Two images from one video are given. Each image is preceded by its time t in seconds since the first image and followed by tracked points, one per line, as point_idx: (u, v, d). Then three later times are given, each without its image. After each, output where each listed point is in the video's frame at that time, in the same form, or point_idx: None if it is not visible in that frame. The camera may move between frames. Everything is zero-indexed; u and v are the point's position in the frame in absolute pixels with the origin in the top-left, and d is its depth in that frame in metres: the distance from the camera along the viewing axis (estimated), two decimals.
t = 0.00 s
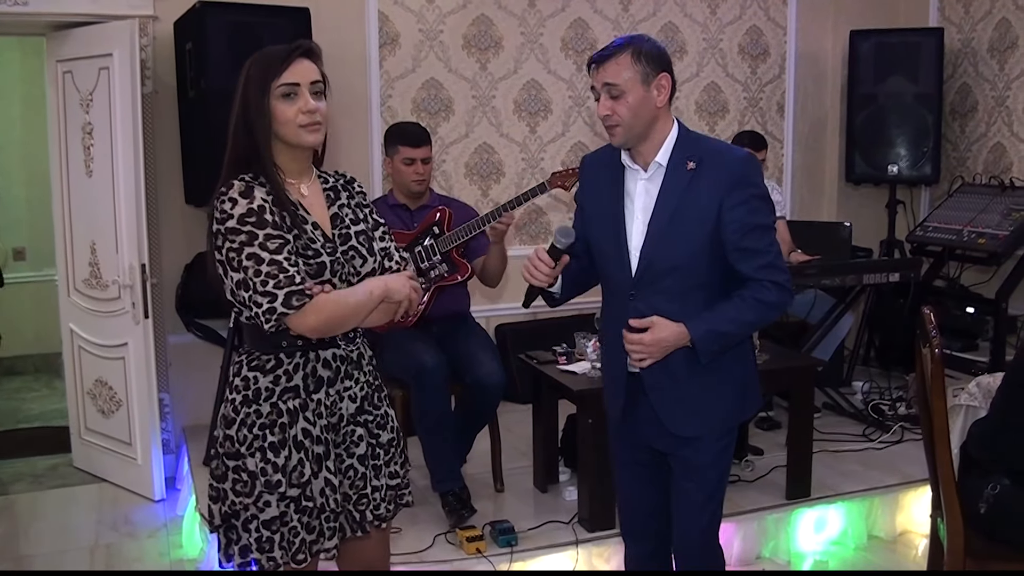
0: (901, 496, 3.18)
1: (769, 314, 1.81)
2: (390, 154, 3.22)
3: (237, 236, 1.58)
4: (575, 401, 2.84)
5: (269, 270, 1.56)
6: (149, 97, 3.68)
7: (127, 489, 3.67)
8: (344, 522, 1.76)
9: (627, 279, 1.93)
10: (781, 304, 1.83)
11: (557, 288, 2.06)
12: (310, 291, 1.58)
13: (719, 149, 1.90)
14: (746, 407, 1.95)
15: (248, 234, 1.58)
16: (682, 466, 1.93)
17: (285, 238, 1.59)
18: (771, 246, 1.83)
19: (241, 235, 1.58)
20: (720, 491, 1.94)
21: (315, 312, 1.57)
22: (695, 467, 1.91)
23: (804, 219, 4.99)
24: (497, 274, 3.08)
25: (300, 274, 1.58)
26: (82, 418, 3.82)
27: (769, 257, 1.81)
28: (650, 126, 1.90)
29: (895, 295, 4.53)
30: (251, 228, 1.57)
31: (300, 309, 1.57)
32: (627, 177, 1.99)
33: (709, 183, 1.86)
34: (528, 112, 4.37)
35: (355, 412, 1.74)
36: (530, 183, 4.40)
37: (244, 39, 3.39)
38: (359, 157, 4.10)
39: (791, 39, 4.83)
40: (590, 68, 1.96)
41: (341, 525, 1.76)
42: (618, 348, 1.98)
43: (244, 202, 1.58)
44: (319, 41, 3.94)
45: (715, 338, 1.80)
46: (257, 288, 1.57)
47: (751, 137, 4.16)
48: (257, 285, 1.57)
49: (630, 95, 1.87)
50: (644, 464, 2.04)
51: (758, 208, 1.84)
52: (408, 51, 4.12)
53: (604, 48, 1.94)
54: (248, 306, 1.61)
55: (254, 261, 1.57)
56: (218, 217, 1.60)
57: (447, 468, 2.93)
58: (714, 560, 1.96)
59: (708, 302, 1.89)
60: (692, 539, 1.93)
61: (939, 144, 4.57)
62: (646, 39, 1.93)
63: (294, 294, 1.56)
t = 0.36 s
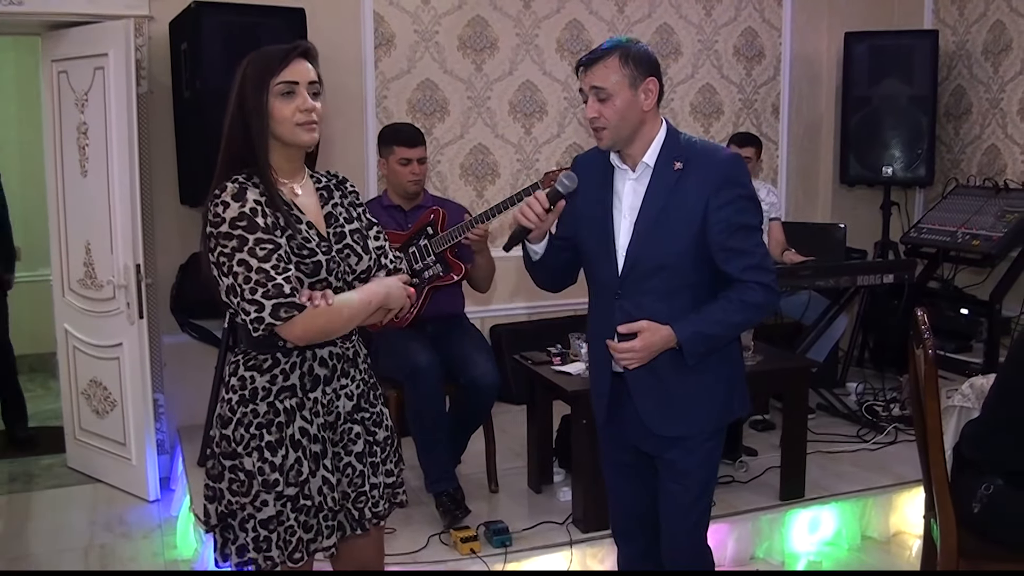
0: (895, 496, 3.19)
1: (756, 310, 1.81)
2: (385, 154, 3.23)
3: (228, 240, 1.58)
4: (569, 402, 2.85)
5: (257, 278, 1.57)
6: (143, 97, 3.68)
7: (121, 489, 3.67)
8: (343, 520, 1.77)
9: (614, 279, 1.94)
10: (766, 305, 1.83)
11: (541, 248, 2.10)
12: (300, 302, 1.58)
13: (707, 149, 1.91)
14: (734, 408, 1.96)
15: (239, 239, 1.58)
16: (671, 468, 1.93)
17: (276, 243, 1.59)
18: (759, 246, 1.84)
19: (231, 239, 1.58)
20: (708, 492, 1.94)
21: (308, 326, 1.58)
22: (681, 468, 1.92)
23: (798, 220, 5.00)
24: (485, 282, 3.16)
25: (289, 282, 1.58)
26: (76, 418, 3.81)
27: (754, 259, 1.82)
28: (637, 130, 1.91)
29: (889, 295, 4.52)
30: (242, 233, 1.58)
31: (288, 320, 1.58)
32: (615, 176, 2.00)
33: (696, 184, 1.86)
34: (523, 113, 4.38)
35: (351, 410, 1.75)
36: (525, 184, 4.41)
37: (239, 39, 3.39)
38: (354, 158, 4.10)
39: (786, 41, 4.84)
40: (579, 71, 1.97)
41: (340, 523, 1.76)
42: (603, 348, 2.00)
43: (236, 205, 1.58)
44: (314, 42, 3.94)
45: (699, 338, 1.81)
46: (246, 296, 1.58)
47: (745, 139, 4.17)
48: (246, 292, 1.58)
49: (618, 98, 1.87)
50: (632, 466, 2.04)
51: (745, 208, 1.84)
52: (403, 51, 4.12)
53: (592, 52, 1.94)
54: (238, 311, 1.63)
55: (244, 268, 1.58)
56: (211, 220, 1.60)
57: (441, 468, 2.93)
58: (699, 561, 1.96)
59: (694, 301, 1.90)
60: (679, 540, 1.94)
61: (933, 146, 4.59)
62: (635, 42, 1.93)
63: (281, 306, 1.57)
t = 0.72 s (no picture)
0: (887, 496, 3.20)
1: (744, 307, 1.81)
2: (376, 154, 3.23)
3: (221, 247, 1.59)
4: (561, 402, 2.85)
5: (250, 287, 1.58)
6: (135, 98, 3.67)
7: (114, 491, 3.66)
8: (340, 518, 1.76)
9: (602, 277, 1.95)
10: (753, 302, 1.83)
11: (532, 217, 2.09)
12: (291, 312, 1.59)
13: (696, 149, 1.91)
14: (720, 406, 1.96)
15: (233, 246, 1.58)
16: (659, 468, 1.94)
17: (270, 250, 1.59)
18: (747, 246, 1.84)
19: (225, 246, 1.58)
20: (698, 492, 1.95)
21: (298, 334, 1.60)
22: (669, 469, 1.92)
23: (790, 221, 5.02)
24: (484, 278, 3.17)
25: (281, 291, 1.59)
26: (69, 420, 3.80)
27: (743, 255, 1.82)
28: (625, 132, 1.92)
29: (882, 296, 4.54)
30: (236, 240, 1.58)
31: (280, 330, 1.59)
32: (606, 174, 2.01)
33: (683, 183, 1.87)
34: (516, 114, 4.38)
35: (349, 409, 1.75)
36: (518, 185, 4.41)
37: (232, 40, 3.38)
38: (347, 158, 4.10)
39: (778, 42, 4.85)
40: (566, 73, 1.97)
41: (337, 522, 1.76)
42: (589, 347, 2.00)
43: (230, 212, 1.58)
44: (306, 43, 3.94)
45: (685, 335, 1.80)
46: (239, 303, 1.59)
47: (737, 139, 4.18)
48: (239, 299, 1.59)
49: (604, 101, 1.88)
50: (622, 466, 2.05)
51: (732, 206, 1.84)
52: (396, 52, 4.12)
53: (580, 54, 1.95)
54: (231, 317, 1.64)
55: (238, 275, 1.58)
56: (205, 226, 1.60)
57: (434, 469, 2.93)
58: (686, 562, 1.97)
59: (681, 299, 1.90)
60: (667, 540, 1.94)
61: (925, 146, 4.60)
62: (622, 45, 1.94)
63: (273, 316, 1.58)
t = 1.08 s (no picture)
0: (881, 493, 3.21)
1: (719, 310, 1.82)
2: (370, 154, 3.22)
3: (220, 246, 1.58)
4: (556, 401, 2.85)
5: (250, 286, 1.58)
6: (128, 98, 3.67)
7: (108, 491, 3.66)
8: (338, 515, 1.77)
9: (596, 275, 1.95)
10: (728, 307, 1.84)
11: (530, 210, 2.08)
12: (291, 310, 1.59)
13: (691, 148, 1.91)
14: (714, 405, 1.95)
15: (231, 245, 1.58)
16: (654, 465, 1.94)
17: (269, 249, 1.59)
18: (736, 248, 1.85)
19: (223, 245, 1.58)
20: (694, 488, 1.95)
21: (299, 332, 1.60)
22: (666, 466, 1.92)
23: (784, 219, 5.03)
24: (485, 272, 3.14)
25: (281, 289, 1.59)
26: (63, 421, 3.80)
27: (720, 261, 1.83)
28: (623, 131, 1.92)
29: (876, 293, 4.53)
30: (234, 239, 1.58)
31: (280, 328, 1.60)
32: (602, 172, 2.01)
33: (678, 182, 1.87)
34: (509, 113, 4.38)
35: (346, 406, 1.76)
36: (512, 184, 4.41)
37: (226, 40, 3.38)
38: (341, 158, 4.10)
39: (771, 40, 4.86)
40: (564, 72, 1.97)
41: (334, 519, 1.77)
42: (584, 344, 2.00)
43: (228, 211, 1.58)
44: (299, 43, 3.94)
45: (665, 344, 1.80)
46: (238, 302, 1.59)
47: (731, 137, 4.18)
48: (238, 297, 1.59)
49: (601, 100, 1.88)
50: (619, 463, 2.06)
51: (726, 204, 1.85)
52: (389, 51, 4.12)
53: (578, 52, 1.94)
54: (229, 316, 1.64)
55: (237, 274, 1.58)
56: (203, 225, 1.60)
57: (429, 468, 2.93)
58: (681, 559, 1.97)
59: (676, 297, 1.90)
60: (664, 536, 1.95)
61: (918, 144, 4.61)
62: (620, 44, 1.94)
63: (273, 314, 1.58)
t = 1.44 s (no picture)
0: (880, 492, 3.21)
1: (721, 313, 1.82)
2: (369, 152, 3.22)
3: (225, 248, 1.58)
4: (555, 400, 2.85)
5: (258, 287, 1.58)
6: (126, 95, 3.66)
7: (107, 489, 3.65)
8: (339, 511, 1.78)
9: (594, 274, 1.96)
10: (735, 305, 1.85)
11: (531, 204, 2.10)
12: (301, 310, 1.60)
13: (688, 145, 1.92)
14: (712, 404, 1.95)
15: (237, 247, 1.58)
16: (651, 464, 1.94)
17: (275, 249, 1.60)
18: (733, 247, 1.85)
19: (229, 247, 1.58)
20: (692, 486, 1.96)
21: (309, 332, 1.61)
22: (661, 466, 1.93)
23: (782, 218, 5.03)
24: (492, 264, 3.05)
25: (290, 289, 1.60)
26: (61, 418, 3.80)
27: (723, 259, 1.83)
28: (621, 127, 1.92)
29: (874, 292, 4.53)
30: (240, 240, 1.58)
31: (290, 328, 1.61)
32: (601, 170, 2.00)
33: (678, 180, 1.87)
34: (508, 111, 4.38)
35: (346, 403, 1.77)
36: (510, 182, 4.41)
37: (225, 39, 3.38)
38: (339, 156, 4.10)
39: (770, 39, 4.86)
40: (564, 68, 1.97)
41: (336, 516, 1.77)
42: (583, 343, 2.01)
43: (232, 212, 1.58)
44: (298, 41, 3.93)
45: (665, 345, 1.81)
46: (246, 303, 1.59)
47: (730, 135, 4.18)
48: (246, 299, 1.59)
49: (601, 96, 1.88)
50: (616, 461, 2.06)
51: (727, 203, 1.85)
52: (388, 49, 4.12)
53: (579, 49, 1.95)
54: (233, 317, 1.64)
55: (244, 275, 1.58)
56: (206, 226, 1.60)
57: (427, 466, 2.94)
58: (678, 559, 1.97)
59: (678, 295, 1.90)
60: (659, 535, 1.95)
61: (917, 143, 4.61)
62: (620, 42, 1.94)
63: (283, 314, 1.59)
